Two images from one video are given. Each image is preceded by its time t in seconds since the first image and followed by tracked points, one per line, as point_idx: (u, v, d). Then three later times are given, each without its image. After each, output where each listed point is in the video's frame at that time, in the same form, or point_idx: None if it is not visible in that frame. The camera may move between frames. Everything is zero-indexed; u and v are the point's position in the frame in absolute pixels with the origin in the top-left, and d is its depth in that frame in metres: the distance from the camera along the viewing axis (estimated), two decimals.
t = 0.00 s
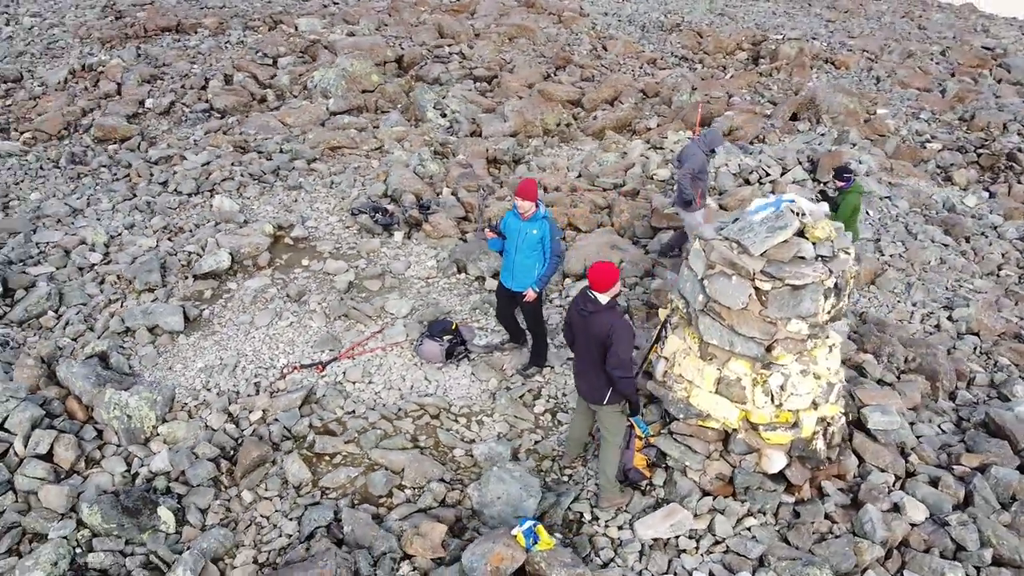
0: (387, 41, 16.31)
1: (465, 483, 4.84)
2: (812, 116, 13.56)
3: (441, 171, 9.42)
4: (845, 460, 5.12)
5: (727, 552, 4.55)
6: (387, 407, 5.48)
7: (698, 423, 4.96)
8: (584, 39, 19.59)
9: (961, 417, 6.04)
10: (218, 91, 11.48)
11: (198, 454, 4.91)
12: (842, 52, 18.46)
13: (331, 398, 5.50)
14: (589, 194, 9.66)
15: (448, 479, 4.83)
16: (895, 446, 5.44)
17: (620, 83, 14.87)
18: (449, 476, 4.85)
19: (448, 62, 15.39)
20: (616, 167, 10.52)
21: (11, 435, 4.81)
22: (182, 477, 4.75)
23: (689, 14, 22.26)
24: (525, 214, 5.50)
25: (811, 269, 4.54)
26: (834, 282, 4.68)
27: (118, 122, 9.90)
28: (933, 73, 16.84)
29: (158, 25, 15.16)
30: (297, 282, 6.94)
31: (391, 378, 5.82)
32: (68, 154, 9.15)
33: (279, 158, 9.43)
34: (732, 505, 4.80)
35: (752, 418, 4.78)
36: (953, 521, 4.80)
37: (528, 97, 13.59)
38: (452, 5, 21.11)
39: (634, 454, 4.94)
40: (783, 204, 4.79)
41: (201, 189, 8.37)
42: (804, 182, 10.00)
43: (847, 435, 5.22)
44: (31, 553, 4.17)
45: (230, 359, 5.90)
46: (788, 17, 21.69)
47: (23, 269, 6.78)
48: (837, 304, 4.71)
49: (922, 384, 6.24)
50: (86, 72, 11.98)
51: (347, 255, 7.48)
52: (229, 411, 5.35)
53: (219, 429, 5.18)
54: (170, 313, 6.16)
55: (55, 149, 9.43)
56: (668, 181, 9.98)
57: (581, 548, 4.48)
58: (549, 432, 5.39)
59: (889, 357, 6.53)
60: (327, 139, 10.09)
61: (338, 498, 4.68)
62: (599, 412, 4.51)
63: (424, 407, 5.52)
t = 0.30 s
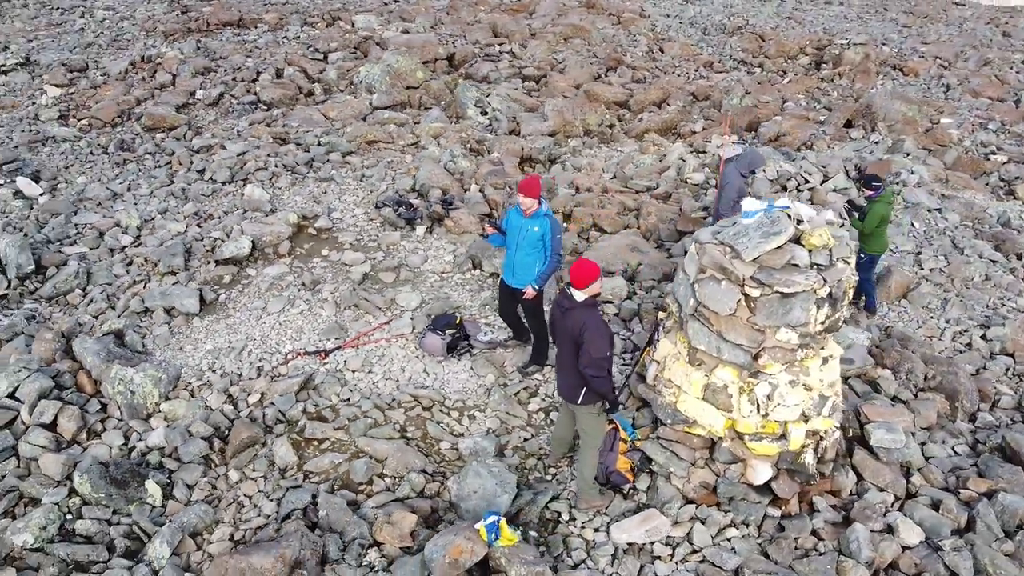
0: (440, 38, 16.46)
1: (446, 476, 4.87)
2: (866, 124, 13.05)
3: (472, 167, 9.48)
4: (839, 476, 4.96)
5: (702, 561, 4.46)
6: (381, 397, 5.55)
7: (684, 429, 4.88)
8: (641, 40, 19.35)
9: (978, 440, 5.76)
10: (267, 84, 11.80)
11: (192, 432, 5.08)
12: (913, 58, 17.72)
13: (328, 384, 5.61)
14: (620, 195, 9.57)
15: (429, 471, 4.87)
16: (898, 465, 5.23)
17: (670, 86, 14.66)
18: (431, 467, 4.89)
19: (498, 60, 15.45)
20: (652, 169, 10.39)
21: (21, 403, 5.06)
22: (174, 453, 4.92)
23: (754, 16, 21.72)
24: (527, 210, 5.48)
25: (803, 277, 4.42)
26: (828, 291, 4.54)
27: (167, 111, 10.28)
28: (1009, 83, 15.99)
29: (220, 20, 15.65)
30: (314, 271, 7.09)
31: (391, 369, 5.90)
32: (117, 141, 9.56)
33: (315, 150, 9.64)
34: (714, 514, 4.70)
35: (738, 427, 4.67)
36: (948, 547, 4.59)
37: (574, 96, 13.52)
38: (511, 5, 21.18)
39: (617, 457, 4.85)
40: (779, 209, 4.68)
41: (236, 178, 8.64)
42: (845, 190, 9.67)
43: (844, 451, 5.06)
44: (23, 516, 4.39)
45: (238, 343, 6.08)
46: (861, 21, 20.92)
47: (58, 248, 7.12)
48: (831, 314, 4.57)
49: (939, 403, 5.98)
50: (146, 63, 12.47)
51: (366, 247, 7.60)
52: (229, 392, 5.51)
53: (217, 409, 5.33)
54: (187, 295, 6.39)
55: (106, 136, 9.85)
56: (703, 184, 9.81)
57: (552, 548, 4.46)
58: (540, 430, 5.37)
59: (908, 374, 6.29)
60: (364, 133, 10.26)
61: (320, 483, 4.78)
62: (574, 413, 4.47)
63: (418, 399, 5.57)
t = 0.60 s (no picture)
0: (491, 38, 16.55)
1: (425, 468, 4.91)
2: (922, 133, 12.45)
3: (501, 166, 9.51)
4: (827, 493, 4.81)
5: (673, 570, 4.38)
6: (375, 388, 5.63)
7: (667, 436, 4.84)
8: (698, 43, 19.03)
9: (989, 465, 5.49)
10: (312, 80, 12.07)
11: (188, 412, 5.25)
12: (985, 67, 16.91)
13: (325, 373, 5.71)
14: (649, 199, 9.45)
15: (409, 463, 4.92)
16: (895, 486, 5.04)
17: (719, 90, 14.39)
18: (411, 459, 4.93)
19: (546, 61, 15.44)
20: (685, 173, 10.24)
21: (32, 375, 5.32)
22: (168, 432, 5.09)
23: (819, 21, 21.08)
24: (527, 208, 5.47)
25: (788, 286, 4.31)
26: (816, 301, 4.41)
27: (213, 103, 10.63)
28: None
29: (278, 16, 16.07)
30: (329, 263, 7.24)
31: (389, 361, 5.98)
32: (162, 131, 9.93)
33: (349, 145, 9.82)
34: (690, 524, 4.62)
35: (718, 436, 4.57)
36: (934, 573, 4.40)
37: (618, 98, 13.41)
38: (568, 7, 21.12)
39: (597, 459, 4.82)
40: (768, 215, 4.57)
41: (268, 170, 8.87)
42: (885, 202, 9.31)
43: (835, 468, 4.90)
44: (19, 483, 4.62)
45: (246, 328, 6.25)
46: (934, 28, 20.06)
47: (92, 231, 7.44)
48: (819, 325, 4.44)
49: (952, 425, 5.72)
50: (201, 56, 12.91)
51: (384, 241, 7.71)
52: (229, 375, 5.67)
53: (216, 392, 5.50)
54: (203, 281, 6.61)
55: (154, 126, 10.24)
56: (735, 190, 9.61)
57: (521, 547, 4.46)
58: (528, 429, 5.37)
59: (922, 393, 6.04)
60: (399, 130, 10.40)
61: (302, 468, 4.88)
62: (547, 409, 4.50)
63: (411, 391, 5.63)
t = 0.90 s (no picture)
0: (541, 40, 16.55)
1: (406, 462, 4.96)
2: (980, 145, 11.84)
3: (529, 167, 9.53)
4: (811, 511, 4.67)
5: None
6: (370, 380, 5.71)
7: (647, 443, 4.78)
8: (755, 48, 18.62)
9: (997, 494, 5.23)
10: (356, 77, 12.30)
11: (186, 394, 5.42)
12: None
13: (323, 363, 5.82)
14: (677, 204, 9.31)
15: (391, 456, 4.98)
16: (887, 509, 4.85)
17: (768, 96, 14.06)
18: (393, 452, 4.99)
19: (594, 64, 15.36)
20: (718, 179, 10.05)
21: (45, 352, 5.58)
22: (165, 412, 5.27)
23: (887, 27, 20.34)
24: (525, 207, 5.46)
25: (770, 296, 4.21)
26: (800, 313, 4.30)
27: (256, 98, 10.94)
28: None
29: (332, 15, 16.41)
30: (345, 256, 7.37)
31: (389, 355, 6.06)
32: (205, 124, 10.27)
33: (381, 142, 9.97)
34: (663, 534, 4.55)
35: (695, 446, 4.48)
36: None
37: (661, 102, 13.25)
38: (625, 9, 20.95)
39: (574, 463, 4.78)
40: (757, 222, 4.46)
41: (299, 164, 9.08)
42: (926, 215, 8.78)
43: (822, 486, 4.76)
44: (20, 454, 4.85)
45: (255, 317, 6.41)
46: (1010, 36, 19.10)
47: (124, 217, 7.74)
48: (803, 337, 4.32)
49: (961, 450, 5.48)
50: (252, 52, 13.28)
51: (402, 237, 7.81)
52: (231, 361, 5.83)
53: (216, 376, 5.66)
54: (219, 269, 6.81)
55: (198, 118, 10.59)
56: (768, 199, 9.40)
57: (489, 546, 4.47)
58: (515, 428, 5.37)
59: (934, 415, 5.80)
60: (433, 128, 10.49)
61: (286, 455, 4.98)
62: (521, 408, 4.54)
63: (404, 386, 5.69)
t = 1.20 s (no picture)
0: (591, 42, 16.46)
1: (389, 456, 5.02)
2: None
3: (558, 169, 9.50)
4: (793, 529, 4.53)
5: None
6: (367, 372, 5.78)
7: (626, 449, 4.72)
8: (815, 53, 18.07)
9: (1004, 525, 4.96)
10: (399, 75, 12.46)
11: (189, 377, 5.60)
12: None
13: (324, 354, 5.93)
14: (707, 210, 9.15)
15: (375, 448, 5.04)
16: (878, 532, 4.66)
17: (821, 103, 13.64)
18: (377, 444, 5.05)
19: (643, 67, 15.20)
20: (753, 187, 9.83)
21: (62, 331, 5.84)
22: (167, 393, 5.46)
23: (960, 34, 19.45)
24: (524, 206, 5.45)
25: (751, 305, 4.10)
26: (783, 324, 4.17)
27: (299, 93, 11.20)
28: None
29: (387, 14, 16.66)
30: (362, 250, 7.48)
31: (390, 349, 6.13)
32: (248, 118, 10.58)
33: (415, 139, 10.09)
34: (636, 543, 4.48)
35: (671, 456, 4.40)
36: None
37: (706, 107, 13.01)
38: (684, 12, 20.63)
39: (553, 466, 4.74)
40: (746, 230, 4.36)
41: (330, 159, 9.27)
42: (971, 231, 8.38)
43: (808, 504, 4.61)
44: (26, 425, 5.09)
45: (266, 306, 6.57)
46: None
47: (158, 205, 8.05)
48: (785, 349, 4.20)
49: (970, 476, 5.22)
50: (303, 49, 13.61)
51: (421, 234, 7.89)
52: (237, 347, 5.99)
53: (220, 362, 5.83)
54: (237, 258, 7.01)
55: (243, 113, 10.91)
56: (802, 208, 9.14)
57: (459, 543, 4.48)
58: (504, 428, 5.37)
59: (945, 438, 5.54)
60: (468, 127, 10.56)
61: (275, 441, 5.09)
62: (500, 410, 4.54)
63: (400, 379, 5.74)
